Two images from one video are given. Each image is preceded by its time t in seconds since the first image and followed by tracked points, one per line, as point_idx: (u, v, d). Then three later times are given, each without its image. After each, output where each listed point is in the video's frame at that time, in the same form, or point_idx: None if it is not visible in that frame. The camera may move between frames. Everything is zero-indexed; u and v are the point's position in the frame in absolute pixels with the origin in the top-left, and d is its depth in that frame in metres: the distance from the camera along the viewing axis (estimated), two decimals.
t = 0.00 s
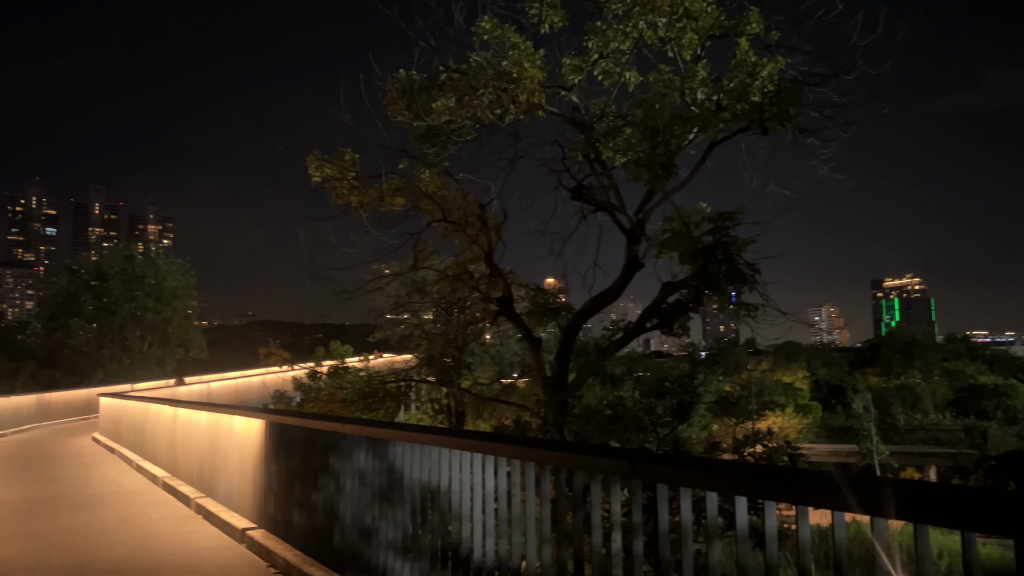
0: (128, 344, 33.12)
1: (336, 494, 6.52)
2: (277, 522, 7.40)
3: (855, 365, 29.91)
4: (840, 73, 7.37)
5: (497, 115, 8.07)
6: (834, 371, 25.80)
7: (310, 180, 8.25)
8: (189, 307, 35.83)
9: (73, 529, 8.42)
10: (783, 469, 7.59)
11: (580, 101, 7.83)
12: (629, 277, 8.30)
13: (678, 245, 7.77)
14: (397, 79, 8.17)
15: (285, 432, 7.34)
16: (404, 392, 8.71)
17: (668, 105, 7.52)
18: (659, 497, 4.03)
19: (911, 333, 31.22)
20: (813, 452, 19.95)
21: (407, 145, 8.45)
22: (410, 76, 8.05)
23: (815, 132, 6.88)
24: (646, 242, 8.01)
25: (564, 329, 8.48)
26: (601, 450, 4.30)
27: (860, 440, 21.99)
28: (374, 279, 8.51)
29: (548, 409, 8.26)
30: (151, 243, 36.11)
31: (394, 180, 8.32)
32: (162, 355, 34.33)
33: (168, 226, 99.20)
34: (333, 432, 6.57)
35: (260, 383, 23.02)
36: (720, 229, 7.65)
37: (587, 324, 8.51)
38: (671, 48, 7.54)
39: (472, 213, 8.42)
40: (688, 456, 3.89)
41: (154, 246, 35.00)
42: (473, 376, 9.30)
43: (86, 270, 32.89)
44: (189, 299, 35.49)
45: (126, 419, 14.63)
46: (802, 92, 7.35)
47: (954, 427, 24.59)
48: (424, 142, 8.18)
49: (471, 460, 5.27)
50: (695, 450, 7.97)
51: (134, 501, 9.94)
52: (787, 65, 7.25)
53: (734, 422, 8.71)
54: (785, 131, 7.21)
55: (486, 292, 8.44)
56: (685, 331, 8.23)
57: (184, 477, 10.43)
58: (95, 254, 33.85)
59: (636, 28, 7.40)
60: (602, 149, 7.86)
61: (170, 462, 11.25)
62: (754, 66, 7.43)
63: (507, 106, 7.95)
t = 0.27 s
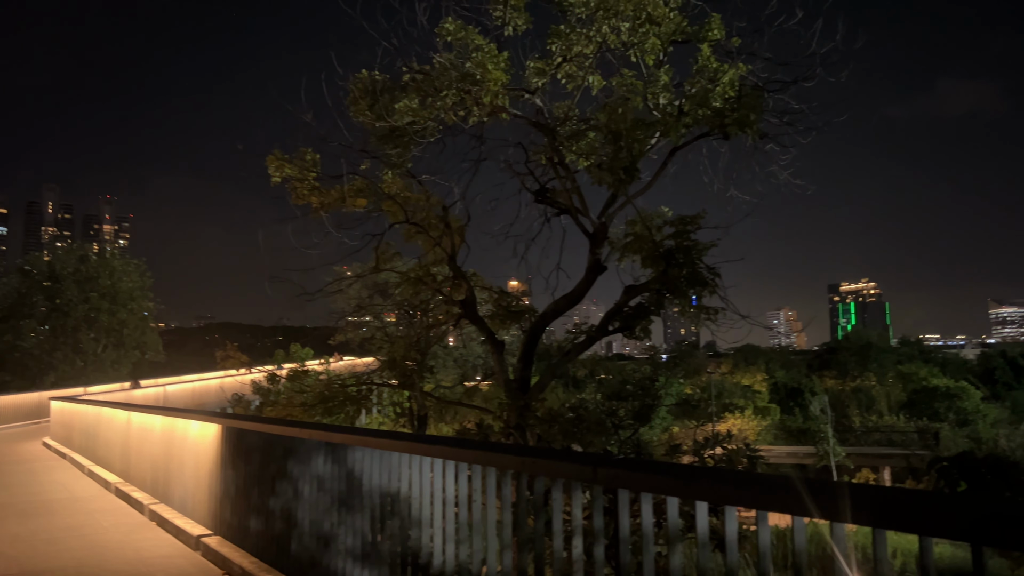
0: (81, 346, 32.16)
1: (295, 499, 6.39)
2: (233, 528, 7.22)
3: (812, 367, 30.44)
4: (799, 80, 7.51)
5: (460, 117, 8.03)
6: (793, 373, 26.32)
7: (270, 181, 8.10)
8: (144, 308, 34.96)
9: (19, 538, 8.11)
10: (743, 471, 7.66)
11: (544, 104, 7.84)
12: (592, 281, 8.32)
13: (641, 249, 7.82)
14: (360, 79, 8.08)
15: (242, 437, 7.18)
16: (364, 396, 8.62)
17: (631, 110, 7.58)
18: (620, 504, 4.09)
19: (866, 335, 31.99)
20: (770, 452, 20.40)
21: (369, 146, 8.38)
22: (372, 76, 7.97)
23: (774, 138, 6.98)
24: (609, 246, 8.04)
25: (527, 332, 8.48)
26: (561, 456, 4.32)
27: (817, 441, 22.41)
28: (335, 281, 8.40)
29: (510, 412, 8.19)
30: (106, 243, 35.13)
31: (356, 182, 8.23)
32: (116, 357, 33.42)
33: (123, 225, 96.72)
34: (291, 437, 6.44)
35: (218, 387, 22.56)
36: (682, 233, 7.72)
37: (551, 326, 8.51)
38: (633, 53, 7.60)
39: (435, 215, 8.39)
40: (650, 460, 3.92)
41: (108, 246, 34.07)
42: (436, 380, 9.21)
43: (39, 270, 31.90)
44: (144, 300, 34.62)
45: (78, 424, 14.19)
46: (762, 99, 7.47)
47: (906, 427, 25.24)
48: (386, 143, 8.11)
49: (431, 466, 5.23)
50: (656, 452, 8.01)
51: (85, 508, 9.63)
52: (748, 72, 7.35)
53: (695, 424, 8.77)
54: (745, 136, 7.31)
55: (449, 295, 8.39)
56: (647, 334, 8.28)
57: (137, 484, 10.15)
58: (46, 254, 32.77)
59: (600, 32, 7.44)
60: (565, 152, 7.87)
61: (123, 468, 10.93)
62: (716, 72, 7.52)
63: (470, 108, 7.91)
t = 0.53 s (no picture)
0: (29, 347, 31.16)
1: (247, 504, 6.27)
2: (185, 534, 7.06)
3: (767, 369, 30.32)
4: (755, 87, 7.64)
5: (420, 118, 7.98)
6: (749, 376, 26.57)
7: (225, 179, 7.94)
8: (97, 309, 34.04)
9: None
10: (699, 472, 7.73)
11: (505, 107, 7.84)
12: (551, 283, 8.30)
13: (600, 253, 7.86)
14: (318, 79, 7.98)
15: (195, 441, 7.03)
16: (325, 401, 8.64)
17: (591, 114, 7.61)
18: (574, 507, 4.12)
19: (822, 339, 32.66)
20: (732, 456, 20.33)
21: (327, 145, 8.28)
22: (331, 75, 7.88)
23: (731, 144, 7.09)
24: (569, 249, 8.06)
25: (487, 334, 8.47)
26: (514, 460, 4.32)
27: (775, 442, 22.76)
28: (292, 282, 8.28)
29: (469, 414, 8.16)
30: (56, 242, 34.15)
31: (314, 182, 8.13)
32: (67, 359, 32.46)
33: (78, 224, 94.19)
34: (243, 441, 6.33)
35: (171, 389, 22.07)
36: (641, 236, 7.78)
37: (510, 328, 8.50)
38: (593, 57, 7.63)
39: (394, 216, 8.32)
40: (602, 464, 3.95)
41: (59, 245, 33.14)
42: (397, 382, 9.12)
43: None
44: (97, 301, 33.73)
45: (23, 428, 13.75)
46: (719, 105, 7.57)
47: (858, 429, 25.87)
48: (345, 143, 8.04)
49: (386, 470, 5.18)
50: (615, 454, 8.05)
51: (29, 514, 9.32)
52: (706, 77, 7.42)
53: (652, 425, 8.81)
54: (703, 141, 7.40)
55: (408, 297, 8.34)
56: (606, 337, 8.29)
57: (85, 489, 9.86)
58: None
59: (560, 35, 7.48)
60: (525, 155, 7.88)
61: (70, 473, 10.61)
62: (674, 78, 7.54)
63: (430, 109, 7.86)
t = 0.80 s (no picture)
0: None
1: (205, 507, 6.18)
2: (141, 537, 6.93)
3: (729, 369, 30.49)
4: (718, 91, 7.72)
5: (386, 117, 7.94)
6: (713, 376, 26.72)
7: (187, 177, 7.82)
8: (55, 307, 33.27)
9: None
10: (662, 473, 7.77)
11: (471, 107, 7.84)
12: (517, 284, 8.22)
13: (565, 254, 7.88)
14: (282, 76, 7.89)
15: (152, 442, 6.90)
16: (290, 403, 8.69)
17: (557, 115, 7.63)
18: (532, 509, 4.13)
19: (786, 341, 33.15)
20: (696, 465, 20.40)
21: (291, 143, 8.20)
22: (295, 72, 7.80)
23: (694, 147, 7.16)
24: (535, 249, 8.04)
25: (452, 335, 8.44)
26: (472, 461, 4.31)
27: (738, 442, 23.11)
28: (254, 281, 8.17)
29: (433, 415, 8.11)
30: (13, 238, 33.29)
31: (278, 179, 8.05)
32: (23, 358, 31.66)
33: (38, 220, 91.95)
34: (201, 442, 6.24)
35: (131, 389, 21.67)
36: (606, 238, 7.82)
37: (476, 328, 8.48)
38: (560, 58, 7.66)
39: (359, 215, 8.27)
40: (560, 467, 3.97)
41: (15, 242, 32.31)
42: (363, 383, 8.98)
43: None
44: (54, 299, 32.96)
45: None
46: (684, 108, 7.64)
47: (820, 429, 26.39)
48: (310, 141, 7.99)
49: (345, 472, 5.14)
50: (579, 455, 8.06)
51: None
52: (671, 81, 7.47)
53: (618, 425, 8.84)
54: (667, 144, 7.46)
55: (373, 297, 8.29)
56: (572, 338, 8.27)
57: (39, 492, 9.62)
58: None
59: (527, 36, 7.50)
60: (491, 156, 7.88)
61: (24, 475, 10.35)
62: (640, 80, 7.56)
63: (396, 108, 7.83)
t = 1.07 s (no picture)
0: None
1: (167, 510, 6.09)
2: (102, 541, 6.81)
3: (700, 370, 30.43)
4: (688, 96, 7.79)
5: (355, 116, 7.92)
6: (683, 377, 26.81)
7: (152, 175, 7.70)
8: (16, 307, 32.58)
9: None
10: (632, 476, 7.78)
11: (442, 108, 7.85)
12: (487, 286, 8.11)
13: (536, 255, 7.89)
14: (251, 74, 7.80)
15: (114, 445, 6.79)
16: (256, 406, 8.61)
17: (528, 117, 7.64)
18: (497, 512, 4.14)
19: (754, 342, 33.23)
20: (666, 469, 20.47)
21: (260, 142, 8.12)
22: (264, 70, 7.71)
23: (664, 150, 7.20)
24: (506, 251, 8.00)
25: (422, 336, 8.41)
26: (438, 464, 4.30)
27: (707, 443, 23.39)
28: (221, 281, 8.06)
29: (402, 417, 8.05)
30: None
31: (245, 179, 7.96)
32: None
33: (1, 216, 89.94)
34: (163, 445, 6.15)
35: (94, 390, 21.31)
36: (576, 240, 7.85)
37: (446, 329, 8.45)
38: (531, 61, 7.69)
39: (329, 215, 8.20)
40: (526, 468, 3.99)
41: None
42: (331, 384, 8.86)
43: None
44: (16, 299, 32.26)
45: None
46: (653, 112, 7.70)
47: (787, 431, 26.73)
48: (278, 140, 7.91)
49: (309, 476, 5.08)
50: (549, 457, 8.06)
51: None
52: (641, 84, 7.51)
53: (588, 427, 8.84)
54: (637, 147, 7.50)
55: (341, 298, 8.25)
56: (542, 340, 8.23)
57: None
58: None
59: (498, 38, 7.51)
60: (463, 157, 7.86)
61: None
62: (611, 83, 7.58)
63: (366, 108, 7.81)
